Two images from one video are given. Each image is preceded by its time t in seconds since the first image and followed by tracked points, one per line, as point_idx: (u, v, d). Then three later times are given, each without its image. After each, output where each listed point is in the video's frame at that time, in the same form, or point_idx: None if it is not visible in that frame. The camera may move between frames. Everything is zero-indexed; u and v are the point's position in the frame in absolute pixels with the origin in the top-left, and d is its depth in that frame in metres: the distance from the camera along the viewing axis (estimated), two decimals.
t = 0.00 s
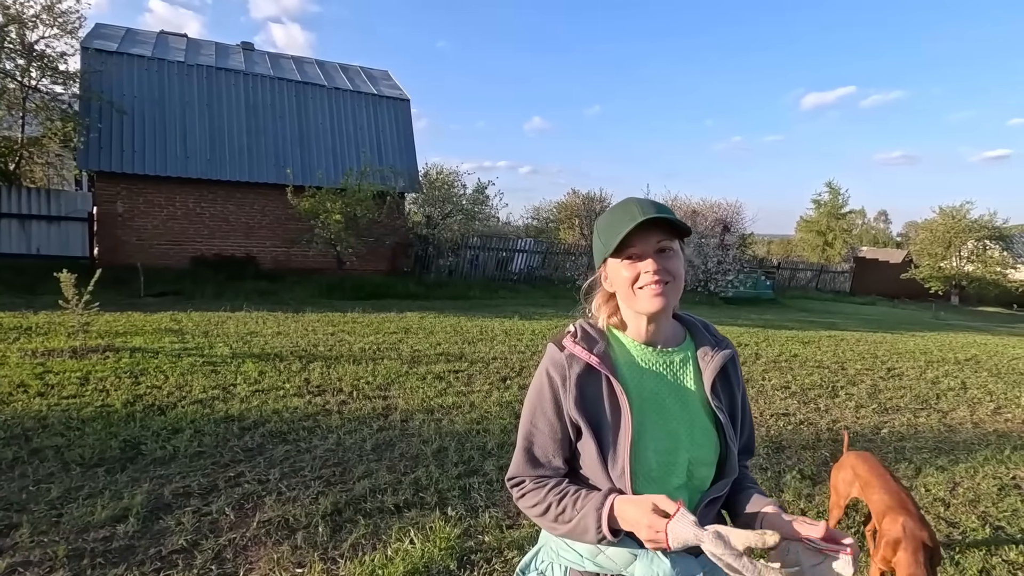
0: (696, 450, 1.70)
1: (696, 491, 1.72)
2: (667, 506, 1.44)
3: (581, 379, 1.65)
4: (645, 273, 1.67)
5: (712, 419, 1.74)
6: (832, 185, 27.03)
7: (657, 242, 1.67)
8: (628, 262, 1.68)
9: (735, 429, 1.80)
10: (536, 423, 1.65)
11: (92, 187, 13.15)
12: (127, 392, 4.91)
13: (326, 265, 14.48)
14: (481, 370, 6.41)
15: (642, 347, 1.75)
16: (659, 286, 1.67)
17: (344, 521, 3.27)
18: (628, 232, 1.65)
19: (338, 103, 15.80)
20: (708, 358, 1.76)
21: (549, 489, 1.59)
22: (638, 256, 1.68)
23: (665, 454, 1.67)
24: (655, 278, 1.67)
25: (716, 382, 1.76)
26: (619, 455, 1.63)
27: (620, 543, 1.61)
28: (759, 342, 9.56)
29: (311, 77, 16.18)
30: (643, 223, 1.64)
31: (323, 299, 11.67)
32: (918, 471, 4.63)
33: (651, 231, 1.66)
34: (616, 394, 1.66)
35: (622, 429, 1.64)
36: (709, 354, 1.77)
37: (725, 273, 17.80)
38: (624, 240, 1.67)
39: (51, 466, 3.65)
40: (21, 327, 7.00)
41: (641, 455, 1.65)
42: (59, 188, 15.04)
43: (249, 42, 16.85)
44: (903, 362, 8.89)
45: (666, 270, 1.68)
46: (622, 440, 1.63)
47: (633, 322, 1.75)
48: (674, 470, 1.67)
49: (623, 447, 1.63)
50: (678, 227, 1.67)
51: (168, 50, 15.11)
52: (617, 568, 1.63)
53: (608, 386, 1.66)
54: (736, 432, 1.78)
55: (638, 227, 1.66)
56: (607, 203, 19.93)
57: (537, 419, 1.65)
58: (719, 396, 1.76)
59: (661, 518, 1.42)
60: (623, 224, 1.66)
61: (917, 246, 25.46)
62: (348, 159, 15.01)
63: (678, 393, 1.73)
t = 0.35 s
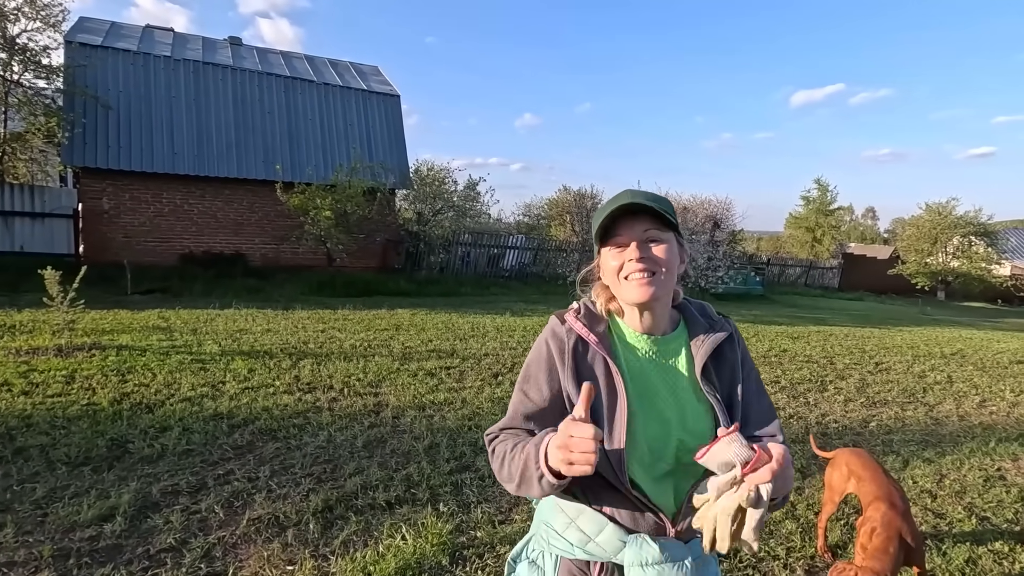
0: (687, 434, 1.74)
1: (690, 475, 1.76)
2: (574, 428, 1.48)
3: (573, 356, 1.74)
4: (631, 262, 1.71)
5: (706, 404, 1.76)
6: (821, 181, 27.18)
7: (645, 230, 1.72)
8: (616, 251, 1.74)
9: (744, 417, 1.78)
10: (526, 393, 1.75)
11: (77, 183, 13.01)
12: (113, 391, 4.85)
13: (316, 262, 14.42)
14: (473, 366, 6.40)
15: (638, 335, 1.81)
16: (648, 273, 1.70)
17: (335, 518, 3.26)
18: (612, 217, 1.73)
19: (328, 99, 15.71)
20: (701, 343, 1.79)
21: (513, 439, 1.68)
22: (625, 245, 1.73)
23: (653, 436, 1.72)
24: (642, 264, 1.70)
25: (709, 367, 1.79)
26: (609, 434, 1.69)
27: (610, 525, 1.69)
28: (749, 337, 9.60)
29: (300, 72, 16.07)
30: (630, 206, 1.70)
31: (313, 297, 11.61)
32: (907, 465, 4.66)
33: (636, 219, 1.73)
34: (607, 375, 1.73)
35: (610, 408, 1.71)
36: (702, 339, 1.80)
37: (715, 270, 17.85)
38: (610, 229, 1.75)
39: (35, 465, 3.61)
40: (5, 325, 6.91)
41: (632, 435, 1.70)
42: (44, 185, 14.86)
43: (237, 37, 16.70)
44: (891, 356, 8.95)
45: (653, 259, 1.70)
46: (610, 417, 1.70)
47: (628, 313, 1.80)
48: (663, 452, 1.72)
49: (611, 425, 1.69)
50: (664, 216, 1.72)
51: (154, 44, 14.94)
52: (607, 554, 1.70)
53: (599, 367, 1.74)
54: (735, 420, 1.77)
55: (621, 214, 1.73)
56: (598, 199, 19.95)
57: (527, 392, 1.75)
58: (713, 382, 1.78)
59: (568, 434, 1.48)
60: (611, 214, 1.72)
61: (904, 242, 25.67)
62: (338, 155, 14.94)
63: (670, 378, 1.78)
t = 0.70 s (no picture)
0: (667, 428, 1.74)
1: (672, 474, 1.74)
2: (494, 342, 1.58)
3: (559, 347, 1.84)
4: (622, 273, 1.70)
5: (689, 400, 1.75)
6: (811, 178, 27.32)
7: (642, 245, 1.68)
8: (609, 257, 1.72)
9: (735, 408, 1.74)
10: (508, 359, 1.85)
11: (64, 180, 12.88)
12: (102, 390, 4.81)
13: (307, 259, 14.36)
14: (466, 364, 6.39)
15: (631, 334, 1.81)
16: (640, 283, 1.70)
17: (329, 515, 3.24)
18: (611, 226, 1.68)
19: (318, 95, 15.62)
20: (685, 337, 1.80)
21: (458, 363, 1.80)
22: (618, 253, 1.71)
23: (631, 429, 1.75)
24: (633, 273, 1.70)
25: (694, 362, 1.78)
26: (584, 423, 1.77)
27: (583, 513, 1.73)
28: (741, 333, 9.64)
29: (290, 67, 15.96)
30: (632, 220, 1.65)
31: (305, 294, 11.56)
32: (895, 457, 4.71)
33: (632, 229, 1.69)
34: (591, 367, 1.79)
35: (588, 397, 1.78)
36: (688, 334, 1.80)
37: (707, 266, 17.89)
38: (607, 234, 1.70)
39: (24, 465, 3.57)
40: None
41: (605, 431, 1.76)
42: (30, 182, 14.69)
43: (225, 32, 16.57)
44: (879, 351, 9.02)
45: (645, 272, 1.70)
46: (588, 407, 1.77)
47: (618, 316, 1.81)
48: (640, 443, 1.74)
49: (588, 414, 1.77)
50: (664, 233, 1.67)
51: (142, 39, 14.79)
52: (579, 539, 1.72)
53: (584, 361, 1.80)
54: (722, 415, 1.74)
55: (621, 226, 1.68)
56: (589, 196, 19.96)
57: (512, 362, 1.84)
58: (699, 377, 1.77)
59: (487, 353, 1.59)
60: (607, 219, 1.70)
61: (892, 238, 25.85)
62: (329, 151, 14.87)
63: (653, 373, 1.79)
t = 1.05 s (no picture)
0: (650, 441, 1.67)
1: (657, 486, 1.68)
2: (455, 372, 1.68)
3: (548, 352, 1.86)
4: (607, 280, 1.65)
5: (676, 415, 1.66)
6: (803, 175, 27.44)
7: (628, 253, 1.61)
8: (597, 263, 1.67)
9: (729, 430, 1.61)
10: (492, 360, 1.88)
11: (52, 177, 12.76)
12: (94, 388, 4.78)
13: (300, 257, 14.31)
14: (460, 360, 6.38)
15: (624, 342, 1.76)
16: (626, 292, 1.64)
17: (324, 513, 3.23)
18: (598, 232, 1.64)
19: (310, 92, 15.53)
20: (680, 348, 1.70)
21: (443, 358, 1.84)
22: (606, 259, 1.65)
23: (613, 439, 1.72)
24: (617, 281, 1.64)
25: (687, 374, 1.68)
26: (567, 429, 1.79)
27: (567, 508, 1.72)
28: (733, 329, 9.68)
29: (281, 63, 15.87)
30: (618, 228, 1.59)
31: (297, 291, 11.52)
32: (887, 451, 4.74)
33: (619, 236, 1.63)
34: (576, 376, 1.80)
35: (571, 404, 1.79)
36: (683, 344, 1.70)
37: (700, 263, 17.91)
38: (595, 238, 1.66)
39: (15, 464, 3.55)
40: None
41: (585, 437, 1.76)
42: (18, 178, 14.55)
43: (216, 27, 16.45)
44: (871, 347, 9.07)
45: (628, 281, 1.63)
46: (569, 414, 1.79)
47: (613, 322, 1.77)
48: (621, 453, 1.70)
49: (570, 420, 1.78)
50: (654, 243, 1.58)
51: (131, 34, 14.66)
52: (562, 531, 1.71)
53: (569, 369, 1.81)
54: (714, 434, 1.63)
55: (609, 233, 1.62)
56: (582, 192, 19.97)
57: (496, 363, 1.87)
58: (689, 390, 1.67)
59: (450, 382, 1.68)
60: (599, 223, 1.66)
61: (883, 234, 26.00)
62: (321, 148, 14.80)
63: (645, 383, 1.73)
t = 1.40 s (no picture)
0: (654, 455, 1.63)
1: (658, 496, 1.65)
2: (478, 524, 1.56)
3: (538, 365, 1.75)
4: (592, 285, 1.62)
5: (683, 429, 1.62)
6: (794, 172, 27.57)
7: (606, 255, 1.58)
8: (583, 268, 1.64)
9: (734, 455, 1.60)
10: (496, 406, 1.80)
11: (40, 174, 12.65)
12: (84, 386, 4.75)
13: (292, 254, 14.26)
14: (455, 357, 6.38)
15: (624, 348, 1.70)
16: (614, 295, 1.60)
17: (318, 510, 3.22)
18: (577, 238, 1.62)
19: (301, 88, 15.45)
20: (688, 361, 1.63)
21: (466, 432, 1.78)
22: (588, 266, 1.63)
23: (611, 451, 1.67)
24: (604, 285, 1.60)
25: (696, 388, 1.62)
26: (561, 442, 1.70)
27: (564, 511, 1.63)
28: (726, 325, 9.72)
29: (273, 59, 15.77)
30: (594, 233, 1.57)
31: (289, 289, 11.48)
32: (878, 446, 4.78)
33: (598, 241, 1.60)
34: (570, 388, 1.72)
35: (566, 418, 1.70)
36: (692, 357, 1.64)
37: (693, 259, 17.92)
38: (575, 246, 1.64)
39: (4, 464, 3.51)
40: None
41: (582, 450, 1.69)
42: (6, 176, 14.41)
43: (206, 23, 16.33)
44: (861, 342, 9.13)
45: (613, 284, 1.59)
46: (563, 427, 1.70)
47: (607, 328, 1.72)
48: (620, 466, 1.65)
49: (564, 433, 1.69)
50: (632, 244, 1.56)
51: (119, 29, 14.54)
52: (557, 533, 1.62)
53: (563, 381, 1.73)
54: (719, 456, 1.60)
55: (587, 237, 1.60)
56: (576, 189, 19.98)
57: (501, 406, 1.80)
58: (697, 407, 1.61)
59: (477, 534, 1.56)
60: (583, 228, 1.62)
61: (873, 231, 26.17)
62: (313, 144, 14.73)
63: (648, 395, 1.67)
